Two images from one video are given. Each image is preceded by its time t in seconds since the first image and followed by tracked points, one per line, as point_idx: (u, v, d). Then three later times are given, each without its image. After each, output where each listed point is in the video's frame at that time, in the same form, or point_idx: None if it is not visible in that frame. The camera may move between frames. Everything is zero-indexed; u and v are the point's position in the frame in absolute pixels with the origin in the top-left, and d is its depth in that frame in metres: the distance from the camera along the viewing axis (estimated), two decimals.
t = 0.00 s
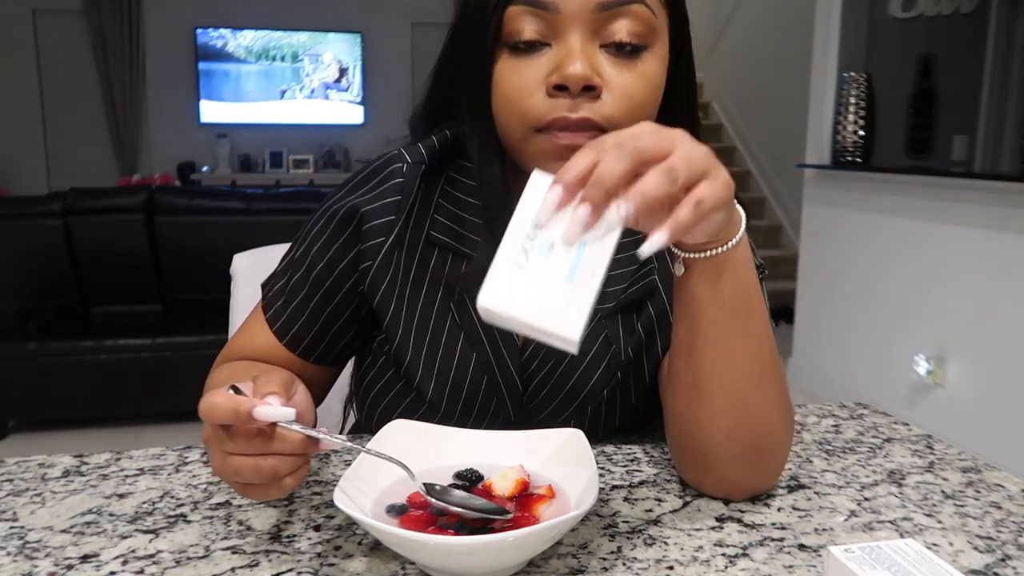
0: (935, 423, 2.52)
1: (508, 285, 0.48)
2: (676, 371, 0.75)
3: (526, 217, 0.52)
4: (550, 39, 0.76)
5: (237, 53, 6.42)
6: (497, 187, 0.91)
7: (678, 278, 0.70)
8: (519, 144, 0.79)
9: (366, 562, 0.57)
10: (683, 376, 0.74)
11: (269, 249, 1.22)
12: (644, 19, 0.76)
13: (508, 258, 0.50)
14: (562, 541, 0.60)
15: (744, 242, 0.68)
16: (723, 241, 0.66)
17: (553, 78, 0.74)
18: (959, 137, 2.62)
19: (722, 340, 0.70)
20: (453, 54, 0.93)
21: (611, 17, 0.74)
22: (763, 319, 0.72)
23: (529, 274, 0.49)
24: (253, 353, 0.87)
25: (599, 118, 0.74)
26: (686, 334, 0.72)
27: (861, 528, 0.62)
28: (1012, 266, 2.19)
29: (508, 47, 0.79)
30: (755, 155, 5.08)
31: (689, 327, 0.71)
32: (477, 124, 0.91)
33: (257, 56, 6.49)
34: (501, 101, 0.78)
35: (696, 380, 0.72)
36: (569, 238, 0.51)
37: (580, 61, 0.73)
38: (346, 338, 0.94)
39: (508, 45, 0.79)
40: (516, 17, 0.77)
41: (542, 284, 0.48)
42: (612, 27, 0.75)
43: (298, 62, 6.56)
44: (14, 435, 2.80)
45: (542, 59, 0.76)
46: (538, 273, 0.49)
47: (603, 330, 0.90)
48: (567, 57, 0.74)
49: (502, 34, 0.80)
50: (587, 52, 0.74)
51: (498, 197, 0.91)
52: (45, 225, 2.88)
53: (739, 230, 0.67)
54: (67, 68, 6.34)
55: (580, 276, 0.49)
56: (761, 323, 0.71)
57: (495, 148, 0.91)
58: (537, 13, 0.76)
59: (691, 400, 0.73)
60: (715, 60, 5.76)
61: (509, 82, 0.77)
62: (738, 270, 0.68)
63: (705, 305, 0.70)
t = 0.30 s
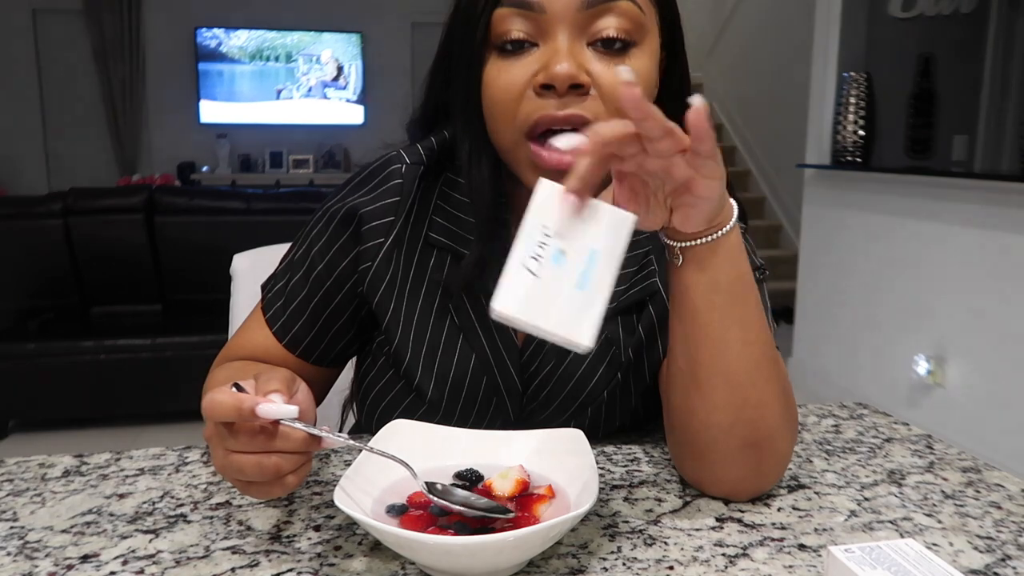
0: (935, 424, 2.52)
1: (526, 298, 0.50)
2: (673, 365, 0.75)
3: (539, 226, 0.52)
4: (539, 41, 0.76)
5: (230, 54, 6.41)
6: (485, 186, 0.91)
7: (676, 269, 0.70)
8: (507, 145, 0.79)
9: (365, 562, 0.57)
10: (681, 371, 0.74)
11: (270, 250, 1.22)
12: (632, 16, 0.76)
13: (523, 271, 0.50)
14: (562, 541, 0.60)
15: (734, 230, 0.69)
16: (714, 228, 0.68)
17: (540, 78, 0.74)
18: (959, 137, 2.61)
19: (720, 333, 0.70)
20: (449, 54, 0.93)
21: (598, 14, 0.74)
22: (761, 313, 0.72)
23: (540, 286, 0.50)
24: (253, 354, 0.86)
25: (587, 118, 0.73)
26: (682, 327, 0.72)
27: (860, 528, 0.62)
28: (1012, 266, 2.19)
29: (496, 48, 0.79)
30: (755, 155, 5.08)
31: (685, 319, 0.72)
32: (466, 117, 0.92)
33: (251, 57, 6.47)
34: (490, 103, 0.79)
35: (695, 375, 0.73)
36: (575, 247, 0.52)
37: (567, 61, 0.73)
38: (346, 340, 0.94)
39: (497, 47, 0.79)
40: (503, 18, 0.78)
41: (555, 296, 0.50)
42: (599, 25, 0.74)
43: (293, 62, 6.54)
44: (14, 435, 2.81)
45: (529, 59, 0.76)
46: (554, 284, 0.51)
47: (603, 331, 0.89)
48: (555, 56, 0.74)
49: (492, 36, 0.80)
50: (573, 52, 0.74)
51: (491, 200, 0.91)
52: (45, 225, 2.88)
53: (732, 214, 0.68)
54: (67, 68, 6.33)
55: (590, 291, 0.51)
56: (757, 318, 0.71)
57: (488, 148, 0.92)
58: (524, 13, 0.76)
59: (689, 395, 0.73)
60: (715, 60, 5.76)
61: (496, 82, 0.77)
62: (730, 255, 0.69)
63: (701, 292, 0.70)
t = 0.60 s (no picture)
0: (935, 423, 2.53)
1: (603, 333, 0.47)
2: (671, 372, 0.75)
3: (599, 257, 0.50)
4: (535, 47, 0.76)
5: (223, 54, 6.40)
6: (486, 190, 0.90)
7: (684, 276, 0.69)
8: (505, 149, 0.79)
9: (365, 562, 0.57)
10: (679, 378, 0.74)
11: (270, 250, 1.22)
12: (628, 20, 0.76)
13: (594, 304, 0.47)
14: (563, 541, 0.60)
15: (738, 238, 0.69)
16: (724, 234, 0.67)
17: (536, 85, 0.74)
18: (959, 137, 2.61)
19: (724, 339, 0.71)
20: (447, 54, 0.93)
21: (595, 20, 0.75)
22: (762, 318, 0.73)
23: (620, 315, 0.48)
24: (252, 353, 0.86)
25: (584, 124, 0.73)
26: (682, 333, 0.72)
27: (860, 528, 0.62)
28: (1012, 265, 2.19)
29: (494, 53, 0.79)
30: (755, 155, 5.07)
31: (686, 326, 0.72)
32: (466, 119, 0.92)
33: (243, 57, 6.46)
34: (488, 107, 0.78)
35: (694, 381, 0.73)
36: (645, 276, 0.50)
37: (563, 67, 0.73)
38: (346, 340, 0.94)
39: (495, 51, 0.79)
40: (500, 23, 0.78)
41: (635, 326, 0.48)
42: (595, 31, 0.75)
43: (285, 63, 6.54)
44: (14, 435, 2.81)
45: (526, 65, 0.76)
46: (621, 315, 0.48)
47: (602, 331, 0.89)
48: (551, 64, 0.74)
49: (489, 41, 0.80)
50: (570, 57, 0.74)
51: (492, 205, 0.91)
52: (45, 225, 2.88)
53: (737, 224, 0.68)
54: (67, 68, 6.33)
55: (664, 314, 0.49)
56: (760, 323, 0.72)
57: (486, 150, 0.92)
58: (520, 19, 0.76)
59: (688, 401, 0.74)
60: (715, 60, 5.76)
61: (493, 87, 0.77)
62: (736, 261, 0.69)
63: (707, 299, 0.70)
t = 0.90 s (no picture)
0: (934, 423, 2.53)
1: (521, 358, 0.51)
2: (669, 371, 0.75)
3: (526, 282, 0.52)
4: (541, 45, 0.76)
5: (216, 55, 6.39)
6: (490, 190, 0.89)
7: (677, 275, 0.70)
8: (513, 151, 0.79)
9: (366, 562, 0.57)
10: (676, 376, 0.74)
11: (270, 250, 1.22)
12: (632, 17, 0.76)
13: (523, 334, 0.51)
14: (563, 541, 0.60)
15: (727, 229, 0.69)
16: (702, 237, 0.67)
17: (545, 85, 0.73)
18: (959, 137, 2.61)
19: (718, 336, 0.70)
20: (446, 54, 0.93)
21: (599, 18, 0.74)
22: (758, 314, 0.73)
23: (547, 339, 0.51)
24: (253, 354, 0.86)
25: (593, 123, 0.74)
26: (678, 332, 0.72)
27: (861, 528, 0.62)
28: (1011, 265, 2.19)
29: (498, 53, 0.79)
30: (755, 155, 5.08)
31: (681, 323, 0.72)
32: (467, 121, 0.91)
33: (237, 58, 6.44)
34: (495, 108, 0.78)
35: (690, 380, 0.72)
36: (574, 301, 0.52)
37: (571, 66, 0.73)
38: (346, 340, 0.94)
39: (498, 51, 0.79)
40: (503, 22, 0.77)
41: (563, 350, 0.51)
42: (599, 28, 0.75)
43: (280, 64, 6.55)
44: (14, 435, 2.81)
45: (532, 65, 0.76)
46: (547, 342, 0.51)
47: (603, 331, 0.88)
48: (557, 62, 0.73)
49: (492, 41, 0.80)
50: (576, 55, 0.74)
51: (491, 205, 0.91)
52: (45, 226, 2.88)
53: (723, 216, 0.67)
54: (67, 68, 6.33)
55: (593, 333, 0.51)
56: (752, 318, 0.71)
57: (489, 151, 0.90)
58: (524, 18, 0.76)
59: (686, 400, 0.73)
60: (715, 60, 5.76)
61: (498, 89, 0.77)
62: (724, 257, 0.69)
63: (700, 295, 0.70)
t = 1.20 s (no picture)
0: (935, 423, 2.53)
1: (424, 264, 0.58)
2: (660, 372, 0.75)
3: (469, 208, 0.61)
4: (521, 47, 0.76)
5: (211, 57, 6.39)
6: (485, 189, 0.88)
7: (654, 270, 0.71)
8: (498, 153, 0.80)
9: (366, 562, 0.57)
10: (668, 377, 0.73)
11: (270, 250, 1.22)
12: (613, 17, 0.76)
13: (436, 247, 0.59)
14: (563, 541, 0.60)
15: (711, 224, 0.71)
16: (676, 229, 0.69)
17: (521, 85, 0.73)
18: (959, 137, 2.61)
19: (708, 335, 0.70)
20: (438, 59, 0.93)
21: (577, 18, 0.74)
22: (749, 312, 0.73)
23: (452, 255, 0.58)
24: (253, 355, 0.86)
25: (571, 121, 0.73)
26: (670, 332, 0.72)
27: (860, 528, 0.62)
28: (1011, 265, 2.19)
29: (481, 58, 0.80)
30: (755, 155, 5.08)
31: (673, 323, 0.71)
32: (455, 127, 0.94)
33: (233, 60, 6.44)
34: (477, 112, 0.79)
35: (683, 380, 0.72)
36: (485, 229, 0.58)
37: (547, 66, 0.73)
38: (346, 340, 0.94)
39: (481, 56, 0.80)
40: (484, 28, 0.78)
41: (455, 263, 0.57)
42: (578, 29, 0.74)
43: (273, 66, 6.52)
44: (14, 435, 2.81)
45: (512, 67, 0.76)
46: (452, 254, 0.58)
47: (603, 332, 0.88)
48: (535, 64, 0.74)
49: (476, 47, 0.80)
50: (554, 56, 0.74)
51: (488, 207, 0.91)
52: (45, 225, 2.88)
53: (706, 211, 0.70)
54: (67, 69, 6.33)
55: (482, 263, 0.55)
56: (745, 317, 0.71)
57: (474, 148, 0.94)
58: (504, 23, 0.76)
59: (680, 401, 0.73)
60: (714, 60, 5.77)
61: (479, 93, 0.78)
62: (709, 254, 0.70)
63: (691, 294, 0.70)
